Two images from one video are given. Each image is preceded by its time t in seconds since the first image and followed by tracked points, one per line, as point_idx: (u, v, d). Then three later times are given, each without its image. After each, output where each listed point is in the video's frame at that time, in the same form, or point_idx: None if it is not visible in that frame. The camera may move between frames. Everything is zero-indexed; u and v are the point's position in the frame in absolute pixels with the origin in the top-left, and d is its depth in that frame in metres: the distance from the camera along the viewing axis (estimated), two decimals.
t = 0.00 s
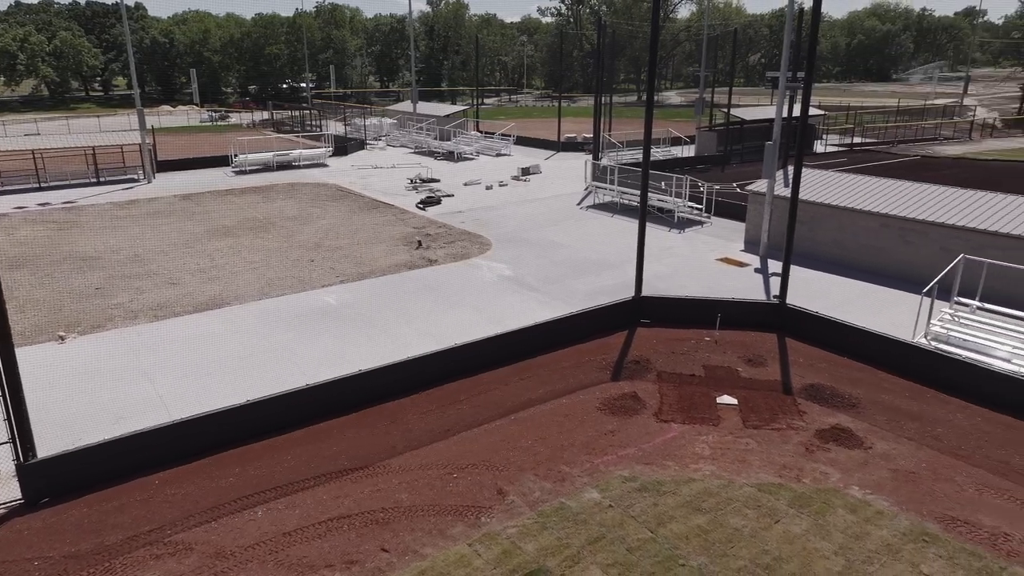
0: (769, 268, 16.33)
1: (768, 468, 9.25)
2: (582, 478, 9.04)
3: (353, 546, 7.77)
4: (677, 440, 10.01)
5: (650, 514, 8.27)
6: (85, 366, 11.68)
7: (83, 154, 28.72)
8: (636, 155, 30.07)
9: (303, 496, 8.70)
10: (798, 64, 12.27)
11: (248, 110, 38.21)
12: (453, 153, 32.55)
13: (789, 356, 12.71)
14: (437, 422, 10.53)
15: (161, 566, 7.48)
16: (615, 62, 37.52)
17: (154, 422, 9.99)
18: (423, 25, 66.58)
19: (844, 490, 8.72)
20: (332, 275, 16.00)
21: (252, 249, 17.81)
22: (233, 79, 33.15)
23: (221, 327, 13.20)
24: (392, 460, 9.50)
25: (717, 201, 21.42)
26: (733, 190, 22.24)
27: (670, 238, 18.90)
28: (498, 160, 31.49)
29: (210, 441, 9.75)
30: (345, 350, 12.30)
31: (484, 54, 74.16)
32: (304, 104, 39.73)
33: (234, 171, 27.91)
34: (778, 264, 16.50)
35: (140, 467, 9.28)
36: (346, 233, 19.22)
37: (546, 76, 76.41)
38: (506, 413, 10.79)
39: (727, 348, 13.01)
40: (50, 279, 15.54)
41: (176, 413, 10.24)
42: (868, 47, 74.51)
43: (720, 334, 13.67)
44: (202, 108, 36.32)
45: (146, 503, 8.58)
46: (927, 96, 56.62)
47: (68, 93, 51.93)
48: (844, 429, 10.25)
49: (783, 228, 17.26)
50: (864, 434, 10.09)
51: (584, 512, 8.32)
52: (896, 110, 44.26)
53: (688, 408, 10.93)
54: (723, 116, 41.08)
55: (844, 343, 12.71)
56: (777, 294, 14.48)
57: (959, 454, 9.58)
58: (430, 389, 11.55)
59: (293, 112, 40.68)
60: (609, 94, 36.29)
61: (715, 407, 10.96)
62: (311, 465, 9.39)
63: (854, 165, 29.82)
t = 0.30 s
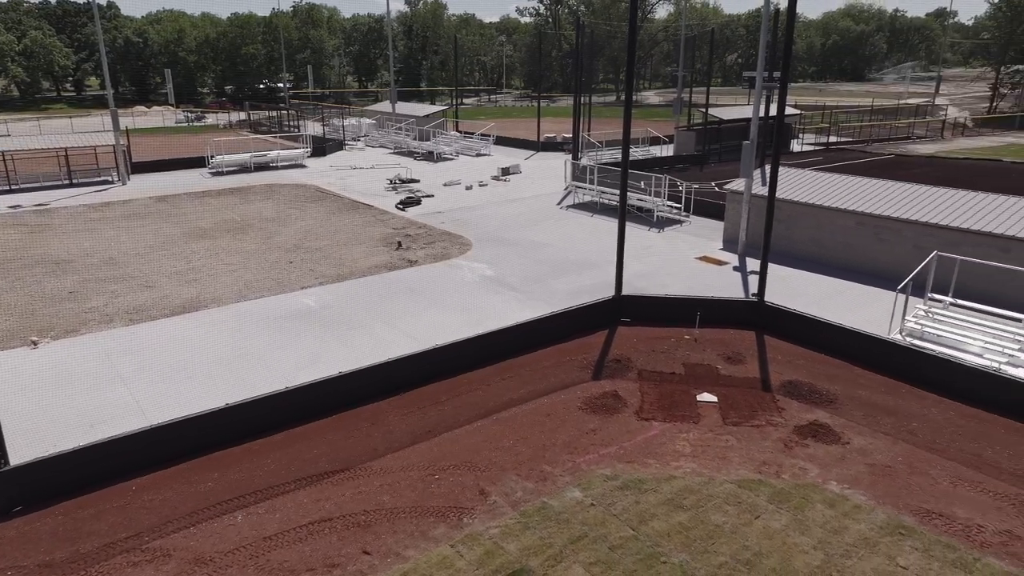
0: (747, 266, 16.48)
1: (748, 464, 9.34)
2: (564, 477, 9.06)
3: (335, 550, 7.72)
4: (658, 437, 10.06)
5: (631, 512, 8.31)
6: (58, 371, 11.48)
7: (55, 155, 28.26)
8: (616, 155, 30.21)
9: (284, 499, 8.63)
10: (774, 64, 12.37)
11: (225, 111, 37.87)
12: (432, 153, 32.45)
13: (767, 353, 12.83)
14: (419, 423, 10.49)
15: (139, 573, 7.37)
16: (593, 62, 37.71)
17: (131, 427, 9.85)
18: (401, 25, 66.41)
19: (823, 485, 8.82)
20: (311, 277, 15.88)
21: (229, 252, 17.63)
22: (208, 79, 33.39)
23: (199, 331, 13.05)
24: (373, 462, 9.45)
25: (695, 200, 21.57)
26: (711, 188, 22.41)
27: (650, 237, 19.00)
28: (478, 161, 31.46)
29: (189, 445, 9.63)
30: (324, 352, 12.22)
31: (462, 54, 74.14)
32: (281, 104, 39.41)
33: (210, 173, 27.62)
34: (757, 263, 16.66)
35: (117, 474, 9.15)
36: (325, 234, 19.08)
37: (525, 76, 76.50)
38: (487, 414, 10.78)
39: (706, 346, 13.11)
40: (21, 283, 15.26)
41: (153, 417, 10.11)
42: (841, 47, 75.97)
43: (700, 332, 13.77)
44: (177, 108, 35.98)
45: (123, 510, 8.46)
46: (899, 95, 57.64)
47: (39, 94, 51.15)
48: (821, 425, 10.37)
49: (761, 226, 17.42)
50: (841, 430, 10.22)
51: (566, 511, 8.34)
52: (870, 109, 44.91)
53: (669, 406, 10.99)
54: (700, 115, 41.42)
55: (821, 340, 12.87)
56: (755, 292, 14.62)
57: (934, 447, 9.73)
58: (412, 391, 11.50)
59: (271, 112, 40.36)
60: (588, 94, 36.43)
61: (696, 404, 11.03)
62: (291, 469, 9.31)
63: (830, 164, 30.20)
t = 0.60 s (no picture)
0: (726, 265, 16.62)
1: (728, 461, 9.42)
2: (546, 476, 9.07)
3: (315, 553, 7.66)
4: (638, 436, 10.11)
5: (613, 510, 8.34)
6: (30, 377, 11.27)
7: (26, 157, 27.78)
8: (595, 155, 30.33)
9: (263, 504, 8.54)
10: (750, 64, 12.47)
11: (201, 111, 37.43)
12: (411, 153, 32.34)
13: (746, 350, 12.95)
14: (400, 424, 10.45)
15: None
16: (572, 63, 37.86)
17: (106, 433, 9.70)
18: (379, 25, 66.13)
19: (802, 481, 8.92)
20: (290, 279, 15.75)
21: (206, 254, 17.43)
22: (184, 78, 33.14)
23: (175, 334, 12.90)
24: (354, 465, 9.40)
25: (674, 199, 21.71)
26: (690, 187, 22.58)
27: (629, 236, 19.09)
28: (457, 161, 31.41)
29: (166, 450, 9.51)
30: (304, 354, 12.13)
31: (440, 54, 74.08)
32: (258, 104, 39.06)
33: (186, 174, 27.28)
34: (734, 261, 16.81)
35: (92, 480, 9.01)
36: (303, 236, 18.93)
37: (503, 76, 76.55)
38: (468, 414, 10.76)
39: (686, 344, 13.20)
40: None
41: (129, 423, 9.96)
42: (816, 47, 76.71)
43: (679, 330, 13.86)
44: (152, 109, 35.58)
45: (99, 517, 8.33)
46: (872, 95, 58.58)
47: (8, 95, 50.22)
48: (799, 421, 10.49)
49: (738, 224, 17.58)
50: (818, 425, 10.34)
51: (547, 510, 8.35)
52: (844, 109, 45.53)
53: (649, 405, 11.06)
54: (678, 114, 41.71)
55: (798, 337, 13.02)
56: (733, 290, 14.75)
57: (909, 441, 9.89)
58: (393, 392, 11.46)
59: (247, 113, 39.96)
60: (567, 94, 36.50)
61: (676, 402, 11.10)
62: (271, 473, 9.23)
63: (805, 163, 30.57)
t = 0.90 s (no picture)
0: (704, 263, 16.74)
1: (708, 458, 9.49)
2: (527, 476, 9.07)
3: (296, 557, 7.61)
4: (619, 434, 10.15)
5: (594, 509, 8.36)
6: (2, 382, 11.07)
7: None
8: (574, 155, 30.42)
9: (242, 508, 8.46)
10: (726, 64, 12.52)
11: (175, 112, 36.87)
12: (389, 153, 32.20)
13: (725, 348, 13.06)
14: (380, 426, 10.39)
15: None
16: (550, 62, 37.96)
17: (80, 439, 9.55)
18: (356, 25, 65.81)
19: (780, 477, 9.00)
20: (267, 281, 15.61)
21: (182, 256, 17.23)
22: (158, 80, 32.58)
23: (151, 337, 12.73)
24: (334, 467, 9.34)
25: (653, 198, 21.83)
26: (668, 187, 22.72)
27: (609, 236, 19.17)
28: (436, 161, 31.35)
29: (142, 456, 9.38)
30: (283, 357, 12.04)
31: (418, 54, 73.93)
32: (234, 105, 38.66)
33: (161, 176, 26.94)
34: (713, 260, 16.94)
35: (67, 487, 8.85)
36: (281, 237, 18.78)
37: (482, 76, 76.53)
38: (449, 415, 10.73)
39: (666, 343, 13.28)
40: None
41: (105, 428, 9.81)
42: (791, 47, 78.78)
43: (659, 329, 13.94)
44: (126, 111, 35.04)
45: (73, 524, 8.19)
46: (847, 95, 59.39)
47: None
48: (778, 417, 10.59)
49: (716, 223, 17.72)
50: (796, 421, 10.45)
51: (529, 510, 8.36)
52: (819, 109, 46.10)
53: (629, 403, 11.11)
54: (656, 114, 41.88)
55: (777, 334, 13.14)
56: (712, 288, 14.86)
57: (884, 436, 10.03)
58: (373, 394, 11.41)
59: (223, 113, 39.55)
60: (545, 94, 36.57)
61: (656, 401, 11.16)
62: (250, 476, 9.14)
63: (781, 162, 30.93)
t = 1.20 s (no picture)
0: (683, 262, 16.85)
1: (687, 455, 9.56)
2: (508, 476, 9.08)
3: (275, 562, 7.54)
4: (600, 433, 10.19)
5: (575, 508, 8.39)
6: None
7: None
8: (553, 155, 30.51)
9: (220, 513, 8.36)
10: (703, 64, 12.56)
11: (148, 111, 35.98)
12: (367, 153, 32.07)
13: (703, 346, 13.16)
14: (359, 429, 10.33)
15: None
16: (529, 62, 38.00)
17: (54, 445, 9.38)
18: (333, 25, 65.39)
19: (759, 473, 9.09)
20: (244, 283, 15.47)
21: (157, 259, 17.01)
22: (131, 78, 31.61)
23: (126, 341, 12.55)
24: (314, 470, 9.27)
25: (631, 197, 21.94)
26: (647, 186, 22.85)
27: (588, 235, 19.23)
28: (415, 161, 31.25)
29: (117, 461, 9.24)
30: (261, 359, 11.92)
31: (396, 54, 73.72)
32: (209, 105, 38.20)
33: (134, 177, 26.54)
34: (691, 258, 17.06)
35: (40, 495, 8.69)
36: (258, 239, 18.61)
37: (460, 76, 76.47)
38: (429, 417, 10.69)
39: (645, 341, 13.35)
40: None
41: (80, 434, 9.66)
42: (767, 48, 79.74)
43: (638, 328, 14.01)
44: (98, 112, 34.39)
45: (47, 532, 8.05)
46: (821, 95, 60.23)
47: None
48: (756, 414, 10.69)
49: (694, 221, 17.86)
50: (774, 418, 10.56)
51: (510, 510, 8.35)
52: (794, 108, 46.67)
53: (609, 402, 11.15)
54: (635, 114, 42.05)
55: (755, 332, 13.27)
56: (690, 287, 14.97)
57: (860, 431, 10.16)
58: (353, 396, 11.34)
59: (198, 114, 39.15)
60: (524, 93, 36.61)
61: (636, 399, 11.21)
62: (228, 481, 9.05)
63: (757, 161, 31.26)
